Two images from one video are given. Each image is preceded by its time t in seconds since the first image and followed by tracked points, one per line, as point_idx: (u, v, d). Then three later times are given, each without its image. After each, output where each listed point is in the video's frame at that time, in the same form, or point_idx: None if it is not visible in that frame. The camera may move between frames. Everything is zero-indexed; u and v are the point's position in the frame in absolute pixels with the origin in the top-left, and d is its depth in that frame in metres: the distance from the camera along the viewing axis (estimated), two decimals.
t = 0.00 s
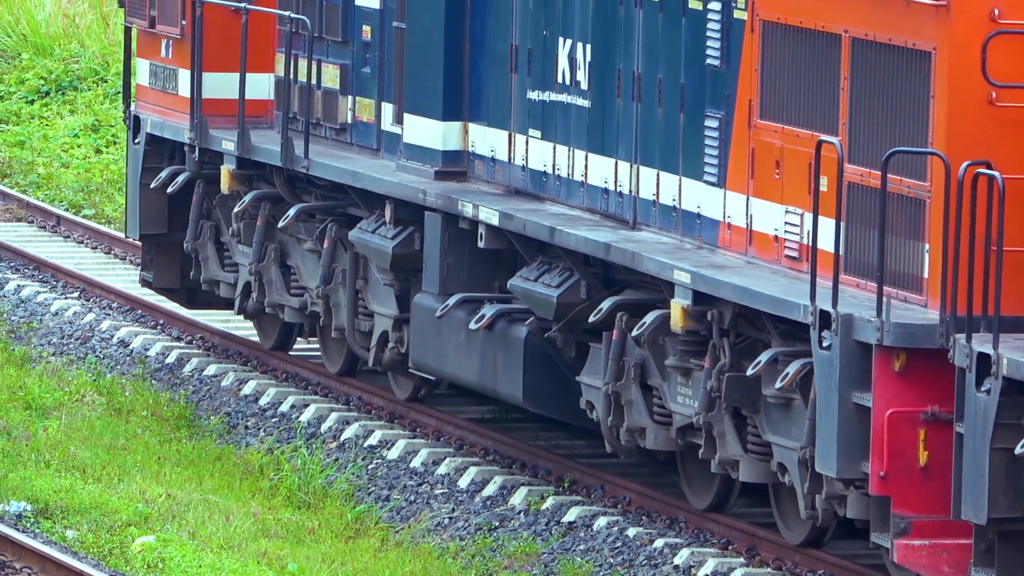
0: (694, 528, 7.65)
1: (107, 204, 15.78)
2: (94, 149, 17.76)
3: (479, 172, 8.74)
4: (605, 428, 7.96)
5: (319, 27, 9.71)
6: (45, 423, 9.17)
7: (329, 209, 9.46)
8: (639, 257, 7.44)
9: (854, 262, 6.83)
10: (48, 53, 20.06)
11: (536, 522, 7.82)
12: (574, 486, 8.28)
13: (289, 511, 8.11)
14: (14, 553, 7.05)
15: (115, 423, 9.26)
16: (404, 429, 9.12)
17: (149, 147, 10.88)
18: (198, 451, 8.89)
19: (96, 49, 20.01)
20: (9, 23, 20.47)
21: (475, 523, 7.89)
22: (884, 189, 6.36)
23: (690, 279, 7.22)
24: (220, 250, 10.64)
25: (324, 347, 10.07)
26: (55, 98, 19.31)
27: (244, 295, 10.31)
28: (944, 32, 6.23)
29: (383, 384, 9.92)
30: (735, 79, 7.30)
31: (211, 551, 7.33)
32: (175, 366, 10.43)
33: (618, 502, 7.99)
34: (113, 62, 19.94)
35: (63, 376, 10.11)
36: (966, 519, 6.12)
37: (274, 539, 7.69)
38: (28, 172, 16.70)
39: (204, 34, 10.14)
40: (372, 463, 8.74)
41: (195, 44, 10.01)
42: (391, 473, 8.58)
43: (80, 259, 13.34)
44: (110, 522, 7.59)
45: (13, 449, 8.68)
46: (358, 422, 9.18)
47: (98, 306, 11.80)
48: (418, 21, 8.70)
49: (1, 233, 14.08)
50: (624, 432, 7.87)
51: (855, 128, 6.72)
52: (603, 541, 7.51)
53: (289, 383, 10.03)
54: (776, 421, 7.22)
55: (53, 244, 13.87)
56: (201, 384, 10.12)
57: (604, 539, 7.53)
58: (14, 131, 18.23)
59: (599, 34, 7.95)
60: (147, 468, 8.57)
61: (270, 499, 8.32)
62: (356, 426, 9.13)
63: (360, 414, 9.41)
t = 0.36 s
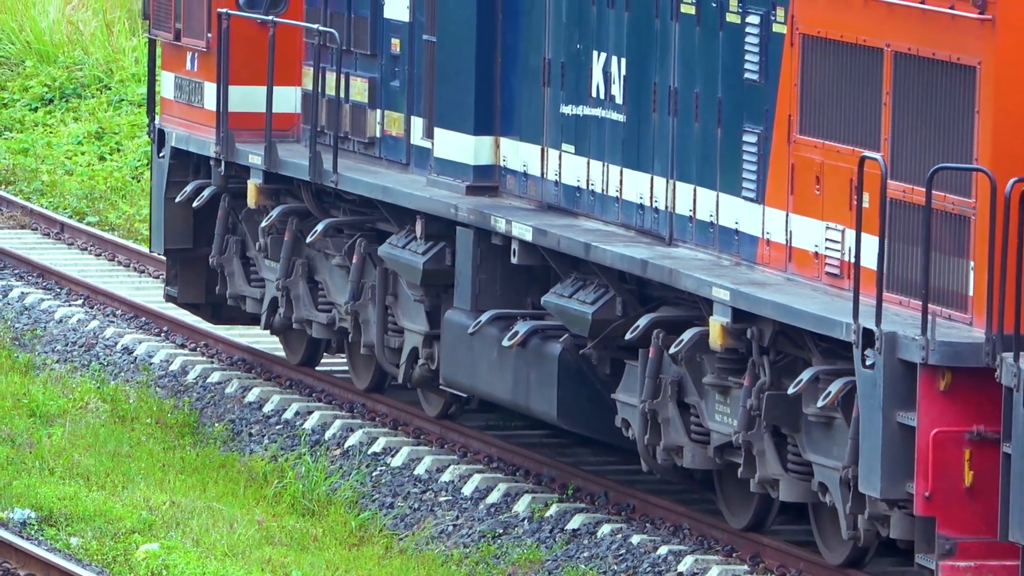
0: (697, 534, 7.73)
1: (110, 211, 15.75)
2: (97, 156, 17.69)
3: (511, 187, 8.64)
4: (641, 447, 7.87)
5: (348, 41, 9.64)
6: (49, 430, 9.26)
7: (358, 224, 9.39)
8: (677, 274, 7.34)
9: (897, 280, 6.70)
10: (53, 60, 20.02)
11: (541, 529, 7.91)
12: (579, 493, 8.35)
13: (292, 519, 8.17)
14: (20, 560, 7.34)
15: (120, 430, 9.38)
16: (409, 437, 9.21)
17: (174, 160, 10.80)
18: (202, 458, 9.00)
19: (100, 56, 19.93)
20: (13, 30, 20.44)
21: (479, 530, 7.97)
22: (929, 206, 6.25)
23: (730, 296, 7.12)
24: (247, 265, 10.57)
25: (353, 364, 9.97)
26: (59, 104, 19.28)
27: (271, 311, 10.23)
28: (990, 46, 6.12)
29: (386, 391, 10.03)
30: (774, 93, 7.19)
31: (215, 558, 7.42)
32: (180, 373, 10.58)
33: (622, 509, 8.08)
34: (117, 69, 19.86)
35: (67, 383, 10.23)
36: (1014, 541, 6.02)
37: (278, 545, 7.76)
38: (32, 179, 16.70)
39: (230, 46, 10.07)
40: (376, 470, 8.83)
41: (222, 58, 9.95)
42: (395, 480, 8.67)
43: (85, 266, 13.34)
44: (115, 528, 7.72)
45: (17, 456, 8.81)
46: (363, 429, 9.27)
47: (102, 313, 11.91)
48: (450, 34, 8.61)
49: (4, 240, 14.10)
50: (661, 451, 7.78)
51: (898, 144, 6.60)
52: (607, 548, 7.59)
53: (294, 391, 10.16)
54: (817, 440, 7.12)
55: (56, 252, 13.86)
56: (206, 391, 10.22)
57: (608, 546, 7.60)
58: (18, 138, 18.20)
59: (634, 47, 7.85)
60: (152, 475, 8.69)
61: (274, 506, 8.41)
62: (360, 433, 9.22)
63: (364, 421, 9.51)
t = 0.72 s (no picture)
0: (700, 542, 7.75)
1: (112, 219, 15.68)
2: (99, 164, 17.62)
3: (543, 203, 8.55)
4: (677, 466, 7.77)
5: (375, 54, 9.56)
6: (51, 438, 9.35)
7: (386, 240, 9.30)
8: (714, 291, 7.24)
9: (939, 296, 6.59)
10: (54, 68, 19.95)
11: (543, 537, 7.94)
12: (580, 499, 8.40)
13: (296, 526, 8.25)
14: (21, 569, 7.31)
15: (121, 438, 9.45)
16: (411, 444, 9.30)
17: (198, 174, 10.73)
18: (204, 466, 9.09)
19: (102, 64, 19.79)
20: (15, 38, 20.44)
21: (481, 538, 8.01)
22: (974, 223, 6.14)
23: (768, 313, 7.02)
24: (271, 280, 10.48)
25: (379, 380, 9.88)
26: (60, 113, 19.23)
27: (297, 326, 10.15)
28: None
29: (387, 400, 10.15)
30: (814, 107, 7.08)
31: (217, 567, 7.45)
32: (182, 381, 10.68)
33: (624, 517, 8.11)
34: (119, 76, 19.76)
35: (70, 391, 10.32)
36: None
37: (281, 553, 7.78)
38: (33, 187, 16.62)
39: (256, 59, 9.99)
40: (379, 477, 8.92)
41: (247, 70, 9.87)
42: (397, 488, 8.74)
43: (87, 273, 13.34)
44: (118, 536, 7.76)
45: (20, 463, 8.87)
46: (365, 437, 9.38)
47: (104, 322, 11.96)
48: (480, 48, 8.52)
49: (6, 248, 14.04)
50: (697, 469, 7.67)
51: (941, 158, 6.51)
52: (610, 555, 7.62)
53: (295, 398, 10.29)
54: (857, 459, 7.00)
55: (60, 259, 13.85)
56: (208, 399, 10.36)
57: (611, 553, 7.63)
58: (20, 146, 18.15)
59: (668, 61, 7.74)
60: (154, 483, 8.74)
61: (276, 513, 8.48)
62: (362, 441, 9.32)
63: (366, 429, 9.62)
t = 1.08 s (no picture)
0: (701, 554, 7.77)
1: (114, 231, 15.71)
2: (100, 175, 17.64)
3: (573, 222, 8.45)
4: (712, 489, 7.67)
5: (401, 71, 9.48)
6: (52, 450, 9.35)
7: (413, 259, 9.22)
8: (750, 312, 7.13)
9: (982, 318, 6.46)
10: (56, 80, 20.04)
11: (544, 548, 7.96)
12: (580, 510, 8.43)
13: (297, 537, 8.25)
14: None
15: (123, 450, 9.46)
16: (412, 456, 9.38)
17: (221, 194, 10.63)
18: (205, 477, 9.11)
19: (103, 76, 19.86)
20: (18, 50, 20.55)
21: (483, 549, 8.02)
22: (1018, 244, 6.02)
23: (807, 336, 6.90)
24: (295, 299, 10.40)
25: (405, 401, 9.78)
26: (62, 125, 19.23)
27: (321, 346, 10.07)
28: None
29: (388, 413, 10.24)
30: (852, 126, 6.95)
31: None
32: (183, 394, 10.74)
33: (626, 528, 8.13)
34: (120, 89, 19.77)
35: (71, 403, 10.37)
36: None
37: (282, 565, 7.73)
38: (36, 199, 16.60)
39: (281, 76, 9.88)
40: (380, 489, 8.96)
41: (272, 87, 9.76)
42: (399, 500, 8.78)
43: (88, 285, 13.40)
44: (119, 548, 7.68)
45: (21, 476, 8.84)
46: (367, 448, 9.45)
47: (106, 334, 12.06)
48: (511, 66, 8.43)
49: (7, 260, 14.13)
50: (732, 493, 7.56)
51: (982, 178, 6.38)
52: (610, 567, 7.65)
53: (296, 410, 10.40)
54: (897, 483, 6.89)
55: (61, 270, 13.94)
56: (209, 410, 10.44)
57: (612, 564, 7.66)
58: (21, 158, 18.15)
59: (702, 79, 7.63)
60: (155, 495, 8.73)
61: (277, 525, 8.48)
62: (362, 453, 9.40)
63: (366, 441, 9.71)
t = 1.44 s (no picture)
0: (701, 570, 7.75)
1: (114, 247, 15.99)
2: (101, 193, 17.85)
3: (603, 247, 8.36)
4: (746, 518, 7.55)
5: (428, 93, 9.41)
6: (52, 467, 9.34)
7: (439, 285, 9.14)
8: (786, 339, 7.01)
9: None
10: (55, 96, 20.33)
11: (545, 566, 7.94)
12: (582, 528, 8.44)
13: (296, 555, 8.22)
14: None
15: (122, 467, 9.46)
16: (412, 474, 9.47)
17: (243, 218, 10.54)
18: (205, 495, 9.11)
19: (103, 93, 20.15)
20: (16, 66, 20.76)
21: (482, 568, 8.01)
22: None
23: (845, 363, 6.76)
24: (319, 324, 10.33)
25: (430, 427, 9.69)
26: (61, 142, 19.51)
27: (345, 372, 9.99)
28: None
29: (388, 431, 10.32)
30: (889, 151, 6.83)
31: None
32: (183, 412, 10.81)
33: (626, 546, 8.14)
34: (120, 105, 20.12)
35: (71, 421, 10.41)
36: None
37: None
38: (35, 216, 16.80)
39: (304, 99, 9.81)
40: (380, 506, 9.00)
41: (295, 112, 9.71)
42: (398, 517, 8.80)
43: (87, 302, 13.71)
44: (119, 565, 7.68)
45: (21, 493, 8.81)
46: (366, 466, 9.53)
47: (106, 351, 12.27)
48: (541, 89, 8.35)
49: (8, 278, 14.43)
50: (767, 522, 7.45)
51: None
52: None
53: (296, 428, 10.49)
54: (936, 513, 6.78)
55: (61, 288, 14.21)
56: (209, 428, 10.48)
57: None
58: (20, 175, 18.35)
59: (736, 103, 7.53)
60: (155, 512, 8.72)
61: (277, 543, 8.48)
62: (362, 470, 9.47)
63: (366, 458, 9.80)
